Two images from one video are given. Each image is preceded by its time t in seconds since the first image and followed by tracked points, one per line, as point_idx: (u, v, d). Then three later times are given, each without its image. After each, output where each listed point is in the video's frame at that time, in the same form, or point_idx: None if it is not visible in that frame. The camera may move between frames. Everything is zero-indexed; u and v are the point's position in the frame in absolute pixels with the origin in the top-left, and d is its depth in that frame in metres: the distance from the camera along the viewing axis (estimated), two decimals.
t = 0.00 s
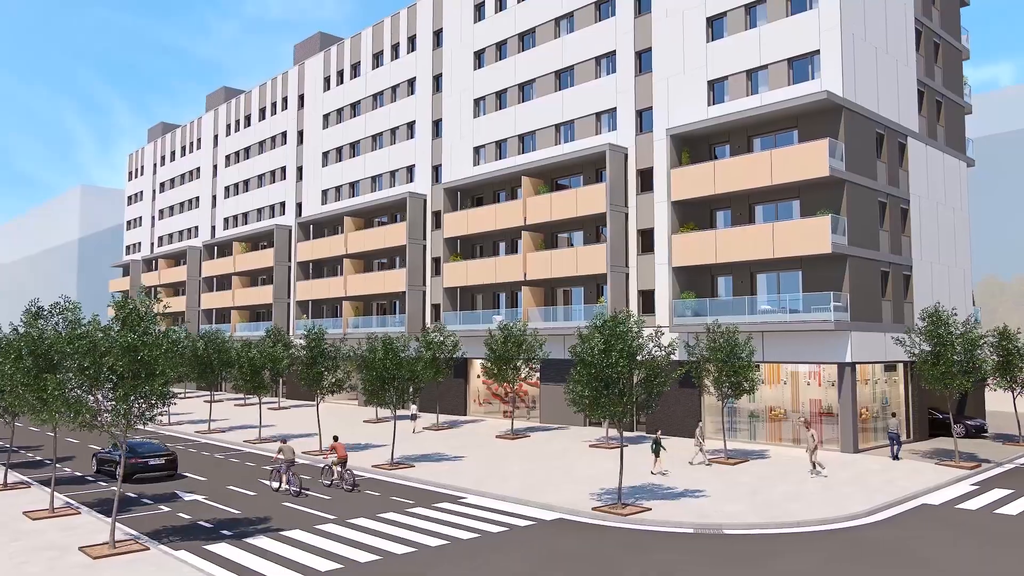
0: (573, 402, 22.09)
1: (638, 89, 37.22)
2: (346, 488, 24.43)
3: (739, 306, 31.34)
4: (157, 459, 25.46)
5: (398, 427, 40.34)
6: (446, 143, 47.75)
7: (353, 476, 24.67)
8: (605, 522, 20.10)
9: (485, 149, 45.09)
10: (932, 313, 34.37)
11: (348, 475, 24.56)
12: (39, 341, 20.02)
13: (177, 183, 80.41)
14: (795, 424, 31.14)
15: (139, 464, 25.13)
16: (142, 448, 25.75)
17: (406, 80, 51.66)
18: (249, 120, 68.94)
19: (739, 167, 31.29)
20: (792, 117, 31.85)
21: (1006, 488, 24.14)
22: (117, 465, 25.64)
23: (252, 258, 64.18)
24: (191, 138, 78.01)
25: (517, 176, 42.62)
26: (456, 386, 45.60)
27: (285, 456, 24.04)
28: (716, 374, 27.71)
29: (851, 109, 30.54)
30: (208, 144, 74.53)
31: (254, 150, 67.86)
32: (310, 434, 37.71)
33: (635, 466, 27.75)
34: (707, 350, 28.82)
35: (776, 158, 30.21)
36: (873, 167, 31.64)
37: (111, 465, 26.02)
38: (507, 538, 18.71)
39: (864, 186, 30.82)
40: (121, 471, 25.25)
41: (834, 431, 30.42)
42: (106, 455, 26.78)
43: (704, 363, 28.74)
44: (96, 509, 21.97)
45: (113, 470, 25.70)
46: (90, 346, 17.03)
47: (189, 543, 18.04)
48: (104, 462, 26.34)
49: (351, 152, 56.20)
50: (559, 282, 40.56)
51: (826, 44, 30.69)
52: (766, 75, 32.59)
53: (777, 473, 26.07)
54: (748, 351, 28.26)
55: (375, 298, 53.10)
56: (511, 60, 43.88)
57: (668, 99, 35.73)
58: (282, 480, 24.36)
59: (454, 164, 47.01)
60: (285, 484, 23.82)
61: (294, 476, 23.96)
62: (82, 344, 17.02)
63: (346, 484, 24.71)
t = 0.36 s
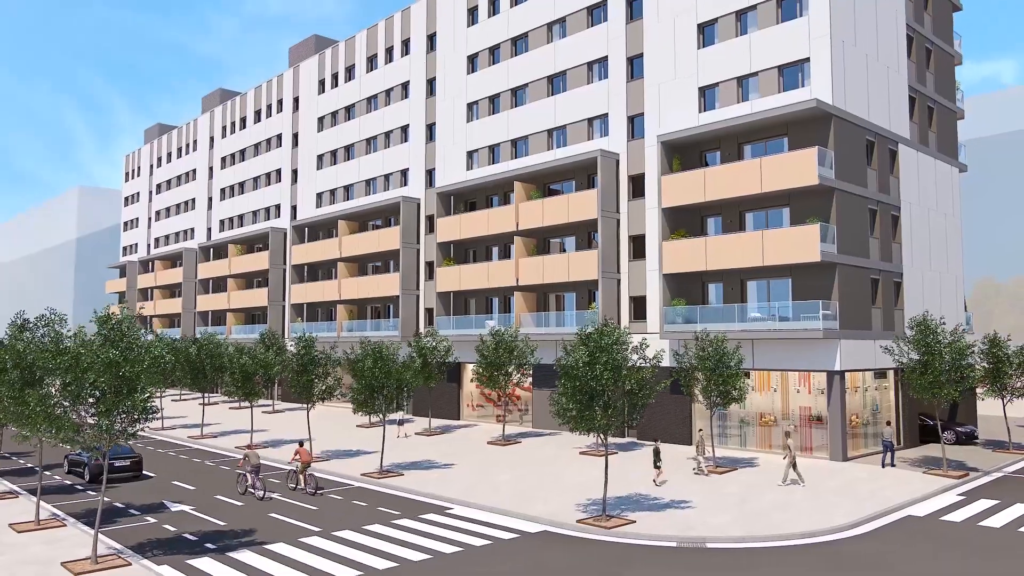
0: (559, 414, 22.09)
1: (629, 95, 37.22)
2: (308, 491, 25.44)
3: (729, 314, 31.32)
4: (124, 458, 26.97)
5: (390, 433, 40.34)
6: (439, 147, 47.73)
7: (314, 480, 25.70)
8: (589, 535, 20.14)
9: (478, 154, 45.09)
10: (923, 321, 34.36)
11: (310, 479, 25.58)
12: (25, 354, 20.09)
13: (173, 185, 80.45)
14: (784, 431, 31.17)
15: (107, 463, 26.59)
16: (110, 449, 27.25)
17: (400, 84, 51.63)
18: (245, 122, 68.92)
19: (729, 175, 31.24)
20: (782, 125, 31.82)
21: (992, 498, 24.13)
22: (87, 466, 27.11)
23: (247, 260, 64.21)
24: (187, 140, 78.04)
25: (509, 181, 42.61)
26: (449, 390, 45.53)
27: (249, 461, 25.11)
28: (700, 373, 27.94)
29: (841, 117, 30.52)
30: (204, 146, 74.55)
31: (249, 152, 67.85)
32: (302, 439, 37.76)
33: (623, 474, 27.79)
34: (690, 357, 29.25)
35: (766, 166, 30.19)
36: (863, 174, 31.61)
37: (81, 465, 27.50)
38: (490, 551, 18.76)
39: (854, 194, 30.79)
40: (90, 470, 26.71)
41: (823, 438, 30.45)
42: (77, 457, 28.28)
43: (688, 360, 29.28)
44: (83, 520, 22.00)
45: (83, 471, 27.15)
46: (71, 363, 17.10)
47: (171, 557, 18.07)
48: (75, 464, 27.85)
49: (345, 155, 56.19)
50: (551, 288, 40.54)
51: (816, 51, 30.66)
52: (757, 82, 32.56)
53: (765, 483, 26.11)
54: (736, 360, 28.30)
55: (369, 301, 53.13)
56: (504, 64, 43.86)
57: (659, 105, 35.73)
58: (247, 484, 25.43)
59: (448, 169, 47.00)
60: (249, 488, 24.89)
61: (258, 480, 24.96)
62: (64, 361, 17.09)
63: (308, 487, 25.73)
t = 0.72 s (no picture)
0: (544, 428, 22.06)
1: (621, 101, 37.24)
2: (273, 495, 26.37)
3: (719, 322, 31.35)
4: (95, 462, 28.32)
5: (383, 439, 40.40)
6: (433, 152, 47.74)
7: (281, 484, 26.60)
8: (572, 549, 20.20)
9: (471, 159, 45.11)
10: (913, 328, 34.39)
11: (276, 483, 26.48)
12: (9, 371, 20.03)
13: (169, 187, 80.46)
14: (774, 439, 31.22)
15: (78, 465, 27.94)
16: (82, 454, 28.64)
17: (394, 88, 51.61)
18: (240, 124, 68.92)
19: (718, 183, 31.25)
20: (772, 133, 31.82)
21: (979, 510, 24.17)
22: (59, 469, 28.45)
23: (242, 263, 64.26)
24: (183, 142, 78.04)
25: (501, 186, 42.64)
26: (442, 396, 45.53)
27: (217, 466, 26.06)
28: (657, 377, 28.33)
29: (831, 126, 30.51)
30: (200, 148, 74.55)
31: (244, 154, 67.86)
32: (294, 445, 37.84)
33: (611, 484, 27.85)
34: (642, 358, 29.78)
35: (755, 174, 30.19)
36: (853, 183, 31.62)
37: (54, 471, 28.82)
38: (473, 565, 18.83)
39: (843, 202, 30.80)
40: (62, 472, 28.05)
41: (812, 446, 30.48)
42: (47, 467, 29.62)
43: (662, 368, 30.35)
44: (69, 533, 22.09)
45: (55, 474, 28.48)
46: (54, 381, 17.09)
47: (154, 573, 18.06)
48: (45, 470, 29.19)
49: (339, 159, 56.18)
50: (543, 294, 40.56)
51: (806, 60, 30.66)
52: (747, 89, 32.55)
53: (753, 493, 26.20)
54: (724, 369, 28.35)
55: (363, 305, 53.17)
56: (497, 70, 43.85)
57: (651, 112, 35.74)
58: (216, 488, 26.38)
59: (441, 173, 47.00)
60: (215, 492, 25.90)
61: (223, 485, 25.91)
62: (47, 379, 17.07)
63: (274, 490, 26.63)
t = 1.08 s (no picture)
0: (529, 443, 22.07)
1: (613, 108, 37.24)
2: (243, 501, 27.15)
3: (709, 331, 31.34)
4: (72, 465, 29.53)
5: (375, 445, 40.42)
6: (426, 157, 47.72)
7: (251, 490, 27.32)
8: (555, 563, 20.24)
9: (465, 164, 45.10)
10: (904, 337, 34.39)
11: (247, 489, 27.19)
12: None
13: (166, 189, 80.42)
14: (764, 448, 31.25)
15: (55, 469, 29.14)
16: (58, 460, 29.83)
17: (388, 92, 51.55)
18: (236, 127, 68.88)
19: (708, 192, 31.23)
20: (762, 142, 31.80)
21: (965, 522, 24.18)
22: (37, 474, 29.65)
23: (238, 267, 64.29)
24: (179, 144, 78.00)
25: (494, 193, 42.62)
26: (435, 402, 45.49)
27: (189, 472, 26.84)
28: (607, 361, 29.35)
29: (821, 135, 30.50)
30: (195, 150, 74.53)
31: (240, 157, 67.84)
32: (286, 452, 37.87)
33: (600, 494, 27.88)
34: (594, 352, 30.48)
35: (744, 184, 30.17)
36: (843, 192, 31.60)
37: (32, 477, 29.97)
38: None
39: (833, 211, 30.78)
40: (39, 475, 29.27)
41: (801, 455, 30.48)
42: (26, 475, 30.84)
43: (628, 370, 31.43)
44: (55, 545, 22.17)
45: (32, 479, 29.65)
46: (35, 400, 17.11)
47: None
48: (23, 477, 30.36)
49: (334, 163, 56.15)
50: (535, 300, 40.56)
51: (795, 69, 30.65)
52: (737, 98, 32.53)
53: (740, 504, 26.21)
54: (712, 380, 28.36)
55: (357, 309, 53.16)
56: (490, 75, 43.82)
57: (642, 120, 35.73)
58: (188, 492, 27.16)
59: (434, 179, 46.98)
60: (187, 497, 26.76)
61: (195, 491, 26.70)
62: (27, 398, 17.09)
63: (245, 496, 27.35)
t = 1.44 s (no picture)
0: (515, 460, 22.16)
1: (604, 116, 37.25)
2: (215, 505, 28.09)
3: (699, 341, 31.38)
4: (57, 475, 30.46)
5: (368, 452, 40.44)
6: (420, 162, 47.71)
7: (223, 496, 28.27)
8: None
9: (458, 170, 45.11)
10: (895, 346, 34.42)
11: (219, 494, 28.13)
12: None
13: (162, 191, 80.40)
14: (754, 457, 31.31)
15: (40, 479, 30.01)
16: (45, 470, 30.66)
17: (382, 97, 51.54)
18: (231, 130, 68.86)
19: (698, 202, 31.22)
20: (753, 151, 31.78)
21: (952, 536, 24.21)
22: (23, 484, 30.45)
23: (233, 270, 64.35)
24: (175, 147, 77.99)
25: (487, 199, 42.61)
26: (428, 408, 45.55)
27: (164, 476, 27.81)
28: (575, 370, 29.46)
29: (810, 145, 30.49)
30: (191, 153, 74.51)
31: (235, 161, 67.82)
32: (278, 460, 37.93)
33: (588, 506, 27.94)
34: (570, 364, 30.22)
35: (734, 194, 30.16)
36: (833, 202, 31.60)
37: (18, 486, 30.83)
38: None
39: (823, 222, 30.76)
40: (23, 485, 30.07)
41: (790, 465, 30.52)
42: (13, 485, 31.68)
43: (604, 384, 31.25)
44: (41, 560, 22.22)
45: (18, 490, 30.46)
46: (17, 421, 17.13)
47: None
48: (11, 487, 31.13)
49: (329, 167, 56.12)
50: (528, 307, 40.59)
51: (785, 79, 30.64)
52: (728, 107, 32.50)
53: (729, 517, 26.21)
54: (700, 391, 28.39)
55: (351, 314, 53.19)
56: (482, 81, 43.81)
57: (633, 128, 35.73)
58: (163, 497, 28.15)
59: (427, 184, 46.99)
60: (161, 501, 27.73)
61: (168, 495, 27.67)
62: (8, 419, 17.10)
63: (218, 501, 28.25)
